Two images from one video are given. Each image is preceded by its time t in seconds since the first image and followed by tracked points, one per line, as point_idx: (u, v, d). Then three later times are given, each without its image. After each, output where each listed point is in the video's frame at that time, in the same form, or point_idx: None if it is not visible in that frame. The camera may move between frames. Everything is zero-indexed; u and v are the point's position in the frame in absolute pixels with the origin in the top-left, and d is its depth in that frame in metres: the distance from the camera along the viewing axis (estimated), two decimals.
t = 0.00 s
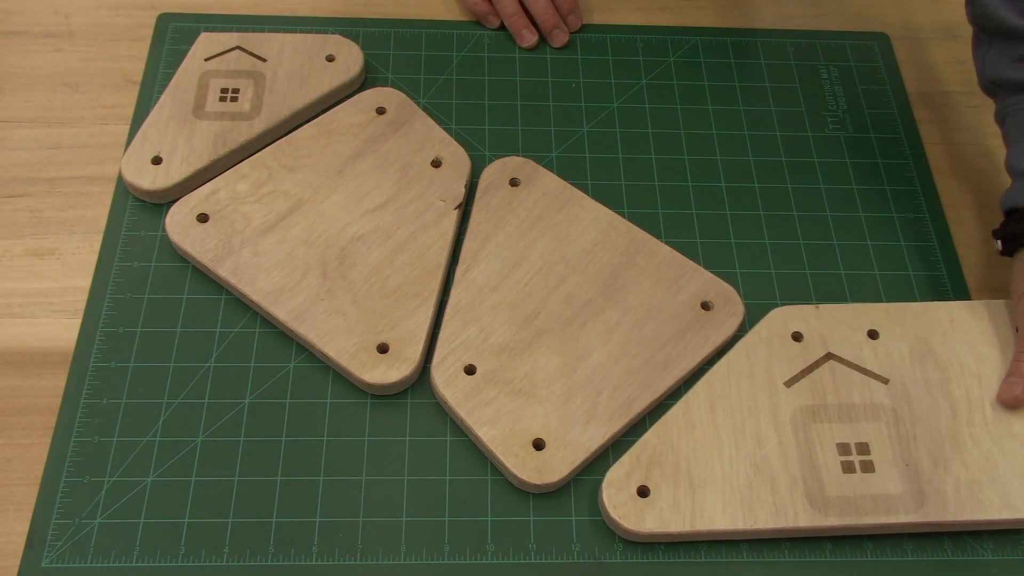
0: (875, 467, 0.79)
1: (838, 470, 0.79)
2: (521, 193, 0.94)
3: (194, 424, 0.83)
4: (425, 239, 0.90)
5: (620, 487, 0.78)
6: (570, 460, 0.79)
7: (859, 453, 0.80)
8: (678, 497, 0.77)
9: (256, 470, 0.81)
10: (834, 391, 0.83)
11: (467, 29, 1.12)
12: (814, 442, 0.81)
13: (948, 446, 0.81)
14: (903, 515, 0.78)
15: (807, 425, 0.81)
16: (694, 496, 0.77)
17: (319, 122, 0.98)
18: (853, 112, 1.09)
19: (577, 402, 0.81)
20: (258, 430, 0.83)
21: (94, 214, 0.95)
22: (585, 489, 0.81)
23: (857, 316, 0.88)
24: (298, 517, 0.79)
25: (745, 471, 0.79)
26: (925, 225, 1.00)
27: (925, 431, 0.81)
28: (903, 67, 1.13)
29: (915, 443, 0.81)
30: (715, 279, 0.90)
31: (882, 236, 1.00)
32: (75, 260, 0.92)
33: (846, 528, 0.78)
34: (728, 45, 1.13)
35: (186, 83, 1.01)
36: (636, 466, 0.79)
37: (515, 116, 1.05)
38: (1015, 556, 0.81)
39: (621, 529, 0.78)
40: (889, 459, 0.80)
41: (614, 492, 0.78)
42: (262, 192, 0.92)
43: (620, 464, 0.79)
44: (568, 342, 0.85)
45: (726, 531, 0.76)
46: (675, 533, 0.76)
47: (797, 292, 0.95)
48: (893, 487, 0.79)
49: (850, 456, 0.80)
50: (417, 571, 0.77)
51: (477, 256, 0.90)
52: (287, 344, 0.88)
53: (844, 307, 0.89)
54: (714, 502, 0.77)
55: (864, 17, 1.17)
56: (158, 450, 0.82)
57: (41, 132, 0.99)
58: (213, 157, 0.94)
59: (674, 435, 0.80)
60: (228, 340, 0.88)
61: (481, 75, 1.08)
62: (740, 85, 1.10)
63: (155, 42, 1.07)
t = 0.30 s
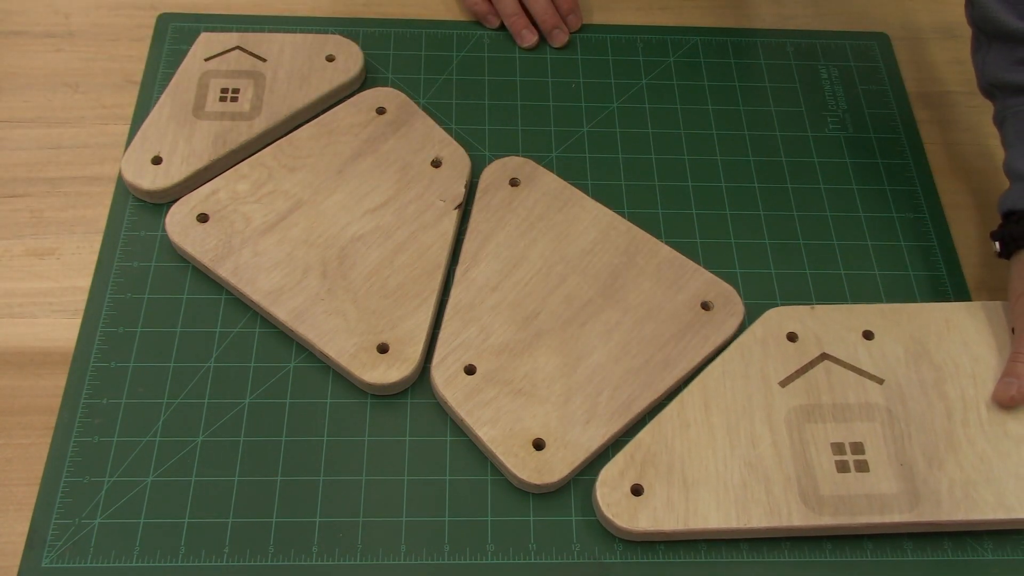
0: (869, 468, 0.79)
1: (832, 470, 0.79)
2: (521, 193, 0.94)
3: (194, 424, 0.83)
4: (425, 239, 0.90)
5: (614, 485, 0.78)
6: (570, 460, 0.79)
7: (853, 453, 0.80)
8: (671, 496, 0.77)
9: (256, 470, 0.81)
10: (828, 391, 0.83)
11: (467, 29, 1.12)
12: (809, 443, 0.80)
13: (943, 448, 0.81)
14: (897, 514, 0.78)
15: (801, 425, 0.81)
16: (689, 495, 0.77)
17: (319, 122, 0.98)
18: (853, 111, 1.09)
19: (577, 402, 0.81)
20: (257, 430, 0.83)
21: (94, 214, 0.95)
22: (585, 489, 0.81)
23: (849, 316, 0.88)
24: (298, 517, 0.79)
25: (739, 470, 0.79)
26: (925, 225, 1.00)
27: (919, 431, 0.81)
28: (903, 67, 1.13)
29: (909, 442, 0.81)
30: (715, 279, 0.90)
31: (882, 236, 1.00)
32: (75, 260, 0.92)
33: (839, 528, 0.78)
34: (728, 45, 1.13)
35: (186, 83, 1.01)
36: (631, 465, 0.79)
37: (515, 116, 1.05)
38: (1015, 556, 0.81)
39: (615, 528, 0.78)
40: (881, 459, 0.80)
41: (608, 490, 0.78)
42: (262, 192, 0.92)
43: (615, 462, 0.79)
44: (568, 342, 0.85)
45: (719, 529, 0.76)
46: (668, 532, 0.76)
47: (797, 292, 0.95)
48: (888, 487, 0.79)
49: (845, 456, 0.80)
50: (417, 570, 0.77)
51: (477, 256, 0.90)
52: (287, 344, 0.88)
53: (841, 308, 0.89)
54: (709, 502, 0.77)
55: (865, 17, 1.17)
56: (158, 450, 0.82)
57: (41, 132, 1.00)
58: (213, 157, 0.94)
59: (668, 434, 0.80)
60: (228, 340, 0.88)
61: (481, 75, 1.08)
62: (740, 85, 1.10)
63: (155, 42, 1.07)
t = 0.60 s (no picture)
0: (865, 473, 0.79)
1: (830, 473, 0.79)
2: (521, 193, 0.94)
3: (194, 424, 0.83)
4: (425, 240, 0.90)
5: (613, 486, 0.78)
6: (570, 461, 0.79)
7: (850, 458, 0.80)
8: (670, 497, 0.77)
9: (256, 470, 0.81)
10: (827, 395, 0.83)
11: (467, 29, 1.12)
12: (807, 446, 0.80)
13: (938, 453, 0.81)
14: (892, 521, 0.78)
15: (800, 429, 0.81)
16: (688, 496, 0.77)
17: (319, 122, 0.98)
18: (853, 111, 1.09)
19: (577, 402, 0.81)
20: (257, 431, 0.83)
21: (94, 214, 0.95)
22: (585, 489, 0.82)
23: (849, 319, 0.88)
24: (298, 518, 0.79)
25: (737, 472, 0.79)
26: (925, 225, 1.01)
27: (915, 436, 0.82)
28: (903, 67, 1.14)
29: (905, 448, 0.81)
30: (716, 279, 0.90)
31: (881, 236, 1.00)
32: (75, 260, 0.92)
33: (834, 532, 0.78)
34: (728, 45, 1.13)
35: (186, 83, 1.01)
36: (631, 466, 0.79)
37: (515, 116, 1.05)
38: (1015, 555, 0.81)
39: (614, 528, 0.78)
40: (878, 466, 0.80)
41: (607, 491, 0.78)
42: (262, 192, 0.92)
43: (614, 464, 0.79)
44: (568, 342, 0.85)
45: (717, 532, 0.77)
46: (667, 533, 0.76)
47: (797, 292, 0.95)
48: (884, 491, 0.79)
49: (842, 461, 0.80)
50: (417, 571, 0.77)
51: (477, 256, 0.90)
52: (288, 344, 0.88)
53: (840, 311, 0.89)
54: (707, 505, 0.77)
55: (864, 17, 1.17)
56: (158, 450, 0.82)
57: (41, 132, 0.99)
58: (213, 157, 0.94)
59: (667, 434, 0.80)
60: (228, 340, 0.88)
61: (481, 75, 1.08)
62: (740, 85, 1.10)
63: (155, 42, 1.07)
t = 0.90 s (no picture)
0: (865, 473, 0.79)
1: (829, 474, 0.79)
2: (520, 193, 0.95)
3: (194, 424, 0.83)
4: (425, 240, 0.90)
5: (613, 486, 0.78)
6: (570, 460, 0.79)
7: (850, 458, 0.80)
8: (670, 497, 0.77)
9: (256, 470, 0.81)
10: (827, 395, 0.83)
11: (467, 29, 1.12)
12: (807, 446, 0.80)
13: (938, 454, 0.81)
14: (891, 521, 0.78)
15: (800, 429, 0.81)
16: (688, 496, 0.77)
17: (319, 122, 0.98)
18: (853, 111, 1.09)
19: (577, 402, 0.81)
20: (258, 431, 0.83)
21: (94, 214, 0.95)
22: (585, 489, 0.82)
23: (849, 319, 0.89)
24: (298, 518, 0.79)
25: (737, 472, 0.79)
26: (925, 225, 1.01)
27: (915, 437, 0.82)
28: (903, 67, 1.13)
29: (905, 448, 0.81)
30: (715, 279, 0.90)
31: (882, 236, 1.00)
32: (75, 260, 0.92)
33: (834, 532, 0.78)
34: (728, 45, 1.13)
35: (186, 83, 1.01)
36: (631, 466, 0.79)
37: (515, 116, 1.05)
38: (1015, 555, 0.81)
39: (614, 528, 0.78)
40: (878, 466, 0.80)
41: (607, 491, 0.78)
42: (262, 192, 0.92)
43: (615, 463, 0.79)
44: (568, 342, 0.85)
45: (717, 532, 0.76)
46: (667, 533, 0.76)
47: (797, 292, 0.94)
48: (883, 493, 0.79)
49: (842, 461, 0.80)
50: (418, 570, 0.77)
51: (477, 256, 0.90)
52: (287, 345, 0.88)
53: (839, 311, 0.89)
54: (707, 505, 0.77)
55: (865, 17, 1.17)
56: (158, 450, 0.82)
57: (41, 132, 0.99)
58: (213, 157, 0.94)
59: (668, 434, 0.80)
60: (228, 340, 0.88)
61: (481, 75, 1.08)
62: (740, 85, 1.10)
63: (155, 42, 1.07)
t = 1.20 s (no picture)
0: (865, 473, 0.79)
1: (829, 474, 0.79)
2: (520, 193, 0.94)
3: (194, 424, 0.83)
4: (425, 240, 0.90)
5: (614, 486, 0.78)
6: (570, 461, 0.79)
7: (850, 458, 0.80)
8: (670, 497, 0.77)
9: (256, 470, 0.81)
10: (827, 395, 0.83)
11: (467, 29, 1.12)
12: (807, 446, 0.81)
13: (937, 454, 0.81)
14: (891, 521, 0.78)
15: (800, 429, 0.81)
16: (688, 496, 0.77)
17: (320, 122, 0.98)
18: (853, 111, 1.09)
19: (577, 402, 0.81)
20: (257, 431, 0.83)
21: (94, 214, 0.95)
22: (585, 490, 0.82)
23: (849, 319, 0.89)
24: (298, 518, 0.79)
25: (737, 472, 0.79)
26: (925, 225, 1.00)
27: (915, 437, 0.82)
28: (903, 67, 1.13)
29: (905, 449, 0.81)
30: (716, 279, 0.90)
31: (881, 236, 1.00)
32: (75, 260, 0.92)
33: (834, 532, 0.78)
34: (728, 45, 1.13)
35: (185, 83, 1.01)
36: (631, 466, 0.79)
37: (515, 116, 1.05)
38: (1015, 555, 0.81)
39: (614, 529, 0.78)
40: (878, 466, 0.80)
41: (607, 491, 0.78)
42: (262, 192, 0.92)
43: (615, 463, 0.79)
44: (568, 342, 0.85)
45: (717, 532, 0.76)
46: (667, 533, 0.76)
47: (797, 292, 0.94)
48: (883, 493, 0.79)
49: (842, 461, 0.80)
50: (418, 571, 0.77)
51: (477, 256, 0.90)
52: (288, 345, 0.88)
53: (839, 311, 0.89)
54: (707, 505, 0.77)
55: (865, 17, 1.17)
56: (158, 450, 0.82)
57: (41, 132, 0.99)
58: (213, 157, 0.94)
59: (668, 435, 0.80)
60: (228, 340, 0.88)
61: (481, 75, 1.08)
62: (740, 85, 1.10)
63: (155, 42, 1.07)
